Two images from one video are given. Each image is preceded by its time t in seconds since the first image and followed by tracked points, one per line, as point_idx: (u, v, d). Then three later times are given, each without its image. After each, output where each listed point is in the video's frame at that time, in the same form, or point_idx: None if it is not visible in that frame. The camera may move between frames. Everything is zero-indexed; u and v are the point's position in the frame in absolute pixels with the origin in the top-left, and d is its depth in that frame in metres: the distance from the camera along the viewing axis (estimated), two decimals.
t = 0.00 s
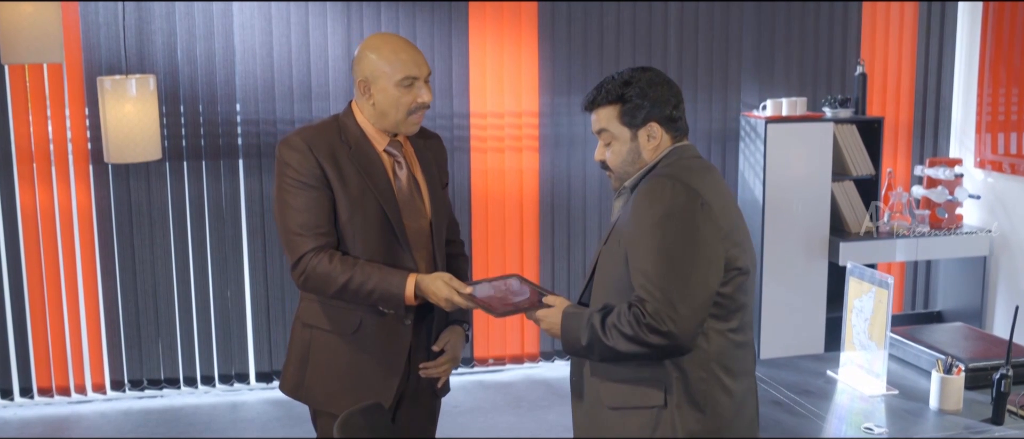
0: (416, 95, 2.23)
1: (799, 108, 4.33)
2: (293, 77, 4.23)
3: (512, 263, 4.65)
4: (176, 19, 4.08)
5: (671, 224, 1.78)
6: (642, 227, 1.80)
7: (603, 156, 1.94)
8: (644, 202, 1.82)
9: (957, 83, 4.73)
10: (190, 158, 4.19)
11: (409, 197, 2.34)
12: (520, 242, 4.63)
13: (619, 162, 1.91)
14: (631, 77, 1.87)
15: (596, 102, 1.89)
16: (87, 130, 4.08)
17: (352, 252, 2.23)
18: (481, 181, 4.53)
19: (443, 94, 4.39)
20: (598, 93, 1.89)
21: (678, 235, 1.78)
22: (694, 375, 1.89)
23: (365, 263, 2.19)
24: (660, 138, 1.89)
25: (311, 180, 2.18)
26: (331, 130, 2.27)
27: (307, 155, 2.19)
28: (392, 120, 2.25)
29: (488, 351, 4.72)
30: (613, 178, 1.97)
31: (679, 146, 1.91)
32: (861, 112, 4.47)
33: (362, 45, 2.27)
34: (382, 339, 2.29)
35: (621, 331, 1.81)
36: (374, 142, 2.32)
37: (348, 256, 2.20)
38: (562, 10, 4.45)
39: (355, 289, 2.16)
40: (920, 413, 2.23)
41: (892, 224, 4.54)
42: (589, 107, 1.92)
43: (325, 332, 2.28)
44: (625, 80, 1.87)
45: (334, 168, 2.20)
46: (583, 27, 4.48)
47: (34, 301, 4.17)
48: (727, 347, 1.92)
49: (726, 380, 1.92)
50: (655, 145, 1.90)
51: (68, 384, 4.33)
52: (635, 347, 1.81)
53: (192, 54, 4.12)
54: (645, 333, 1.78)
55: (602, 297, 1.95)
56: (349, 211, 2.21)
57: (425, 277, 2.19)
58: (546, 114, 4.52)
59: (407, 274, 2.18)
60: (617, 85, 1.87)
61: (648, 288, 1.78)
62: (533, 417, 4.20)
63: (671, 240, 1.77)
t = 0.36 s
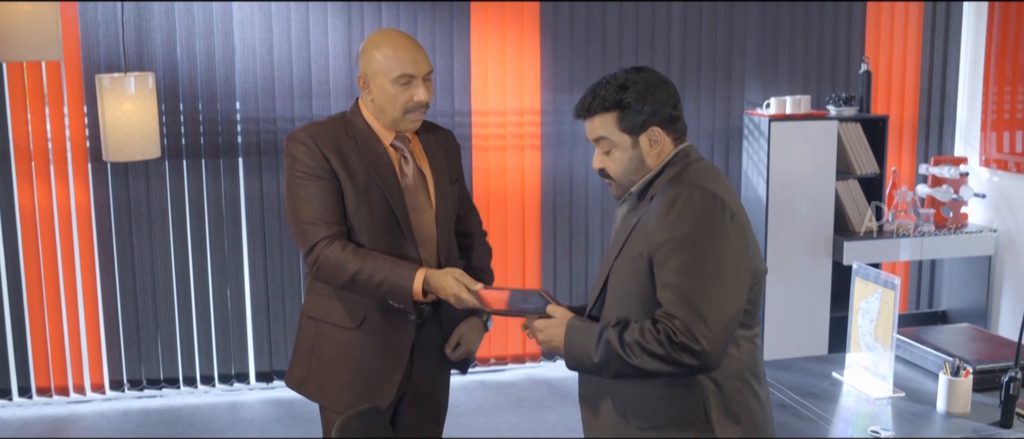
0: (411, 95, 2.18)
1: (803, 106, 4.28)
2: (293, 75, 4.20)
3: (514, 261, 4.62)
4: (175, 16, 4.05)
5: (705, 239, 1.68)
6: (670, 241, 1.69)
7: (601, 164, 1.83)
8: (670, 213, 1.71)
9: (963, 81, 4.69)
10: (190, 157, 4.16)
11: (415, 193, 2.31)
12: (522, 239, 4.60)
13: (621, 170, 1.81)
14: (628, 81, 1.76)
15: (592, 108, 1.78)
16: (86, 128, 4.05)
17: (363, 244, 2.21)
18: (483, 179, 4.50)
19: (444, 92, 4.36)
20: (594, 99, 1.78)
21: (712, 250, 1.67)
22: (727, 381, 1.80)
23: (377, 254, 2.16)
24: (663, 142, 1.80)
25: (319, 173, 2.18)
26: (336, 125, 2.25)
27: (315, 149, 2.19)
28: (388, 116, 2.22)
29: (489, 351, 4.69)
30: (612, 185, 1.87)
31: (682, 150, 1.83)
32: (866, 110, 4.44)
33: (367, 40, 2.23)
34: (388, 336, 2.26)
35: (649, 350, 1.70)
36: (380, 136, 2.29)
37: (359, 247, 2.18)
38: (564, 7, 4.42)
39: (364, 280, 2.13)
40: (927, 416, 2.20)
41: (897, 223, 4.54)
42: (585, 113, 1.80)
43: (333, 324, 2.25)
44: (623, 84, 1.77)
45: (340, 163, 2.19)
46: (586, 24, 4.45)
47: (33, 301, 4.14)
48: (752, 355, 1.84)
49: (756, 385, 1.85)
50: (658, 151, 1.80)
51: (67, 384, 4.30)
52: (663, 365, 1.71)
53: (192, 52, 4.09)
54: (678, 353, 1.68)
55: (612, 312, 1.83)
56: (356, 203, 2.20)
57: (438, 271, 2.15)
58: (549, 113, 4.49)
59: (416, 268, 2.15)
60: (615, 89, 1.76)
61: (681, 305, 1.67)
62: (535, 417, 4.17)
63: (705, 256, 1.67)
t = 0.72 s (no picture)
0: (398, 111, 2.13)
1: (811, 106, 4.25)
2: (297, 74, 4.18)
3: (519, 264, 4.59)
4: (179, 16, 4.03)
5: (760, 281, 1.48)
6: (718, 278, 1.49)
7: (622, 184, 1.58)
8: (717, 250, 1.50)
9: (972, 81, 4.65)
10: (194, 157, 4.14)
11: (419, 202, 2.27)
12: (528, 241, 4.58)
13: (648, 192, 1.57)
14: (658, 94, 1.51)
15: (615, 124, 1.52)
16: (89, 128, 4.04)
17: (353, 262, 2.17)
18: (488, 180, 4.47)
19: (449, 92, 4.33)
20: (620, 114, 1.51)
21: (770, 291, 1.49)
22: (774, 413, 1.64)
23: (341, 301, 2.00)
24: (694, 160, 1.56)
25: (306, 192, 2.08)
26: (328, 137, 2.19)
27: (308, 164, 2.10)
28: (376, 127, 2.17)
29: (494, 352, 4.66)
30: (629, 202, 1.60)
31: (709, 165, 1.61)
32: (874, 110, 4.40)
33: (355, 44, 2.15)
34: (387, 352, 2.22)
35: (697, 396, 1.52)
36: (374, 145, 2.25)
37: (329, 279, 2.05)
38: (570, 6, 4.39)
39: (315, 325, 1.98)
40: (938, 420, 2.17)
41: (905, 223, 4.49)
42: (608, 130, 1.53)
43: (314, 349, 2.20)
44: (653, 98, 1.51)
45: (329, 179, 2.12)
46: (591, 23, 4.42)
47: (36, 302, 4.13)
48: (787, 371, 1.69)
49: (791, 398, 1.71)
50: (687, 170, 1.57)
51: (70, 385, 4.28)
52: (711, 409, 1.53)
53: (196, 51, 4.07)
54: (729, 398, 1.51)
55: (637, 346, 1.62)
56: (347, 220, 2.13)
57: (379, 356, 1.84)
58: (554, 112, 4.46)
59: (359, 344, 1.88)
60: (647, 105, 1.50)
61: (736, 350, 1.49)
62: (540, 419, 4.14)
63: (761, 300, 1.48)
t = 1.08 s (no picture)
0: (386, 111, 1.87)
1: (821, 106, 4.23)
2: (305, 75, 4.16)
3: (527, 264, 4.57)
4: (187, 16, 4.02)
5: (810, 283, 1.57)
6: (772, 282, 1.57)
7: (657, 181, 1.60)
8: (768, 254, 1.57)
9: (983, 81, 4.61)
10: (201, 157, 4.13)
11: (403, 210, 2.04)
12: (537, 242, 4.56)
13: (687, 191, 1.60)
14: (701, 91, 1.55)
15: (659, 119, 1.54)
16: (97, 128, 4.03)
17: (328, 287, 1.92)
18: (496, 180, 4.46)
19: (458, 92, 4.32)
20: (665, 108, 1.54)
21: (816, 291, 1.58)
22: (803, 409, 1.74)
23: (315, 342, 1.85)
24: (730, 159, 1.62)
25: (277, 211, 1.84)
26: (305, 145, 1.94)
27: (278, 179, 1.86)
28: (360, 132, 1.90)
29: (503, 353, 4.64)
30: (659, 202, 1.63)
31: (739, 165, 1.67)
32: (885, 110, 4.37)
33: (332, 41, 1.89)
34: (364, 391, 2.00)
35: (751, 399, 1.59)
36: (356, 153, 2.00)
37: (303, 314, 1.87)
38: (579, 5, 4.37)
39: (293, 366, 1.83)
40: (951, 425, 2.14)
41: (916, 226, 4.46)
42: (650, 127, 1.55)
43: (287, 388, 1.98)
44: (697, 94, 1.55)
45: (306, 193, 1.88)
46: (600, 23, 4.40)
47: (44, 303, 4.12)
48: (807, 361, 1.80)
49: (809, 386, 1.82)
50: (723, 168, 1.62)
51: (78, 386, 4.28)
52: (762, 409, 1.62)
53: (204, 51, 4.06)
54: (782, 398, 1.60)
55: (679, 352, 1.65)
56: (332, 239, 1.89)
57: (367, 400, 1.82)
58: (563, 113, 4.44)
59: (345, 385, 1.81)
60: (694, 101, 1.54)
61: (789, 350, 1.58)
62: (549, 420, 4.12)
63: (810, 300, 1.57)
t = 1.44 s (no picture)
0: (396, 119, 1.85)
1: (830, 109, 4.21)
2: (313, 76, 4.16)
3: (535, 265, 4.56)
4: (194, 17, 4.02)
5: (834, 284, 1.63)
6: (795, 282, 1.62)
7: (678, 173, 1.66)
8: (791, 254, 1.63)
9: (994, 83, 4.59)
10: (209, 158, 4.13)
11: (397, 224, 1.98)
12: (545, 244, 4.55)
13: (706, 186, 1.65)
14: (732, 91, 1.60)
15: (687, 111, 1.60)
16: (105, 129, 4.03)
17: (315, 301, 1.86)
18: (504, 181, 4.46)
19: (466, 94, 4.32)
20: (693, 101, 1.60)
21: (838, 291, 1.63)
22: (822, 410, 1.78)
23: (303, 356, 1.81)
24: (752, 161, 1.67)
25: (269, 219, 1.78)
26: (303, 150, 1.88)
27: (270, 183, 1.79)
28: (367, 140, 1.87)
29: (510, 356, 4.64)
30: (680, 196, 1.68)
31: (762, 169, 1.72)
32: (894, 112, 4.35)
33: (335, 46, 1.87)
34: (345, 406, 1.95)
35: (773, 398, 1.64)
36: (354, 162, 1.95)
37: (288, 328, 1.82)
38: (587, 6, 4.36)
39: (285, 382, 1.79)
40: (961, 429, 2.13)
41: (926, 228, 4.42)
42: (676, 119, 1.61)
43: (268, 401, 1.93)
44: (725, 93, 1.60)
45: (302, 201, 1.82)
46: (608, 23, 4.38)
47: (52, 303, 4.12)
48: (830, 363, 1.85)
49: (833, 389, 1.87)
50: (744, 170, 1.67)
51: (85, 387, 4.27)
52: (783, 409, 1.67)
53: (211, 52, 4.06)
54: (804, 398, 1.65)
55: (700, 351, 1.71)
56: (328, 251, 1.84)
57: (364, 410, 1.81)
58: (571, 114, 4.43)
59: (342, 397, 1.79)
60: (720, 97, 1.59)
61: (811, 350, 1.63)
62: (556, 422, 4.12)
63: (831, 300, 1.62)
